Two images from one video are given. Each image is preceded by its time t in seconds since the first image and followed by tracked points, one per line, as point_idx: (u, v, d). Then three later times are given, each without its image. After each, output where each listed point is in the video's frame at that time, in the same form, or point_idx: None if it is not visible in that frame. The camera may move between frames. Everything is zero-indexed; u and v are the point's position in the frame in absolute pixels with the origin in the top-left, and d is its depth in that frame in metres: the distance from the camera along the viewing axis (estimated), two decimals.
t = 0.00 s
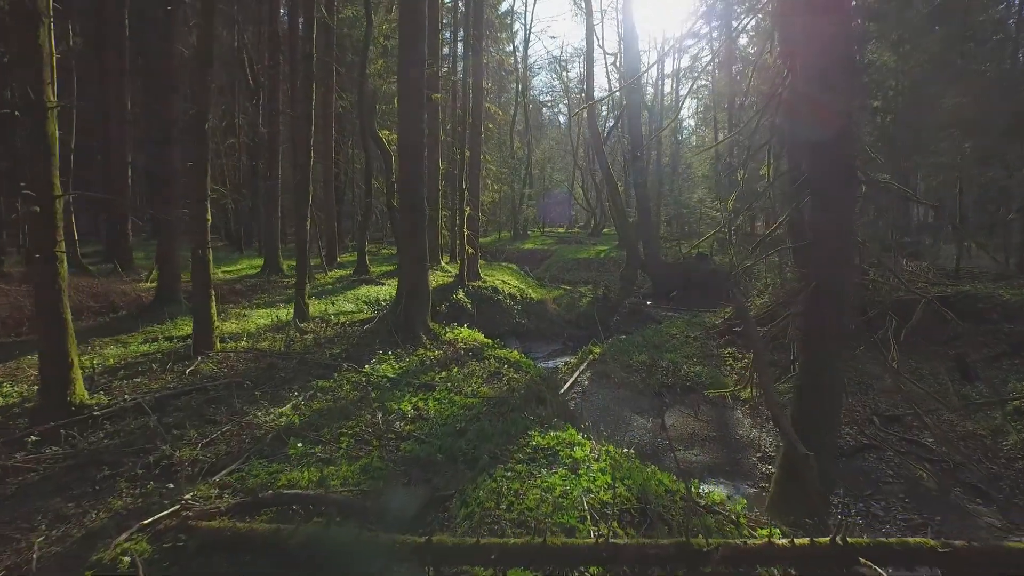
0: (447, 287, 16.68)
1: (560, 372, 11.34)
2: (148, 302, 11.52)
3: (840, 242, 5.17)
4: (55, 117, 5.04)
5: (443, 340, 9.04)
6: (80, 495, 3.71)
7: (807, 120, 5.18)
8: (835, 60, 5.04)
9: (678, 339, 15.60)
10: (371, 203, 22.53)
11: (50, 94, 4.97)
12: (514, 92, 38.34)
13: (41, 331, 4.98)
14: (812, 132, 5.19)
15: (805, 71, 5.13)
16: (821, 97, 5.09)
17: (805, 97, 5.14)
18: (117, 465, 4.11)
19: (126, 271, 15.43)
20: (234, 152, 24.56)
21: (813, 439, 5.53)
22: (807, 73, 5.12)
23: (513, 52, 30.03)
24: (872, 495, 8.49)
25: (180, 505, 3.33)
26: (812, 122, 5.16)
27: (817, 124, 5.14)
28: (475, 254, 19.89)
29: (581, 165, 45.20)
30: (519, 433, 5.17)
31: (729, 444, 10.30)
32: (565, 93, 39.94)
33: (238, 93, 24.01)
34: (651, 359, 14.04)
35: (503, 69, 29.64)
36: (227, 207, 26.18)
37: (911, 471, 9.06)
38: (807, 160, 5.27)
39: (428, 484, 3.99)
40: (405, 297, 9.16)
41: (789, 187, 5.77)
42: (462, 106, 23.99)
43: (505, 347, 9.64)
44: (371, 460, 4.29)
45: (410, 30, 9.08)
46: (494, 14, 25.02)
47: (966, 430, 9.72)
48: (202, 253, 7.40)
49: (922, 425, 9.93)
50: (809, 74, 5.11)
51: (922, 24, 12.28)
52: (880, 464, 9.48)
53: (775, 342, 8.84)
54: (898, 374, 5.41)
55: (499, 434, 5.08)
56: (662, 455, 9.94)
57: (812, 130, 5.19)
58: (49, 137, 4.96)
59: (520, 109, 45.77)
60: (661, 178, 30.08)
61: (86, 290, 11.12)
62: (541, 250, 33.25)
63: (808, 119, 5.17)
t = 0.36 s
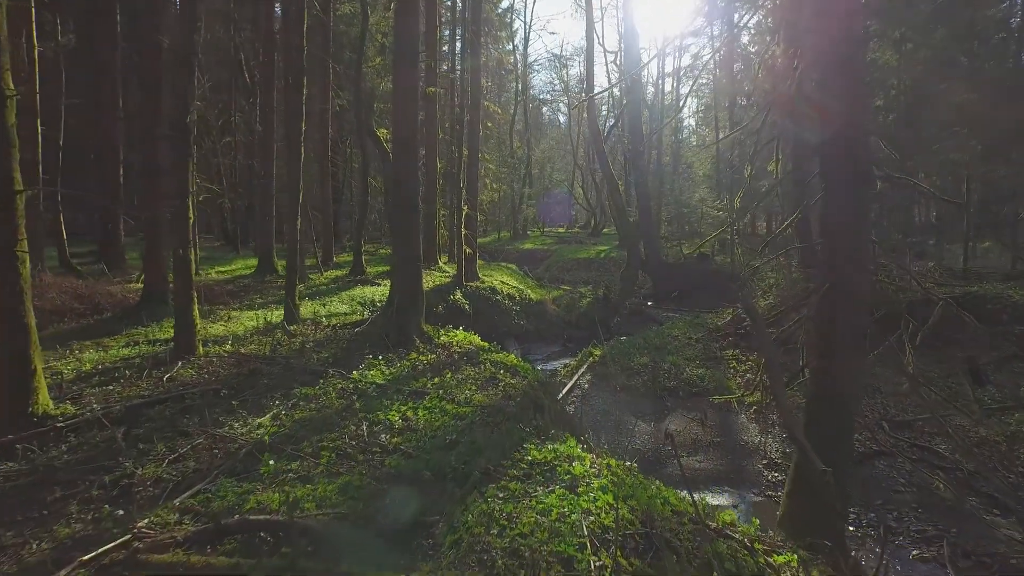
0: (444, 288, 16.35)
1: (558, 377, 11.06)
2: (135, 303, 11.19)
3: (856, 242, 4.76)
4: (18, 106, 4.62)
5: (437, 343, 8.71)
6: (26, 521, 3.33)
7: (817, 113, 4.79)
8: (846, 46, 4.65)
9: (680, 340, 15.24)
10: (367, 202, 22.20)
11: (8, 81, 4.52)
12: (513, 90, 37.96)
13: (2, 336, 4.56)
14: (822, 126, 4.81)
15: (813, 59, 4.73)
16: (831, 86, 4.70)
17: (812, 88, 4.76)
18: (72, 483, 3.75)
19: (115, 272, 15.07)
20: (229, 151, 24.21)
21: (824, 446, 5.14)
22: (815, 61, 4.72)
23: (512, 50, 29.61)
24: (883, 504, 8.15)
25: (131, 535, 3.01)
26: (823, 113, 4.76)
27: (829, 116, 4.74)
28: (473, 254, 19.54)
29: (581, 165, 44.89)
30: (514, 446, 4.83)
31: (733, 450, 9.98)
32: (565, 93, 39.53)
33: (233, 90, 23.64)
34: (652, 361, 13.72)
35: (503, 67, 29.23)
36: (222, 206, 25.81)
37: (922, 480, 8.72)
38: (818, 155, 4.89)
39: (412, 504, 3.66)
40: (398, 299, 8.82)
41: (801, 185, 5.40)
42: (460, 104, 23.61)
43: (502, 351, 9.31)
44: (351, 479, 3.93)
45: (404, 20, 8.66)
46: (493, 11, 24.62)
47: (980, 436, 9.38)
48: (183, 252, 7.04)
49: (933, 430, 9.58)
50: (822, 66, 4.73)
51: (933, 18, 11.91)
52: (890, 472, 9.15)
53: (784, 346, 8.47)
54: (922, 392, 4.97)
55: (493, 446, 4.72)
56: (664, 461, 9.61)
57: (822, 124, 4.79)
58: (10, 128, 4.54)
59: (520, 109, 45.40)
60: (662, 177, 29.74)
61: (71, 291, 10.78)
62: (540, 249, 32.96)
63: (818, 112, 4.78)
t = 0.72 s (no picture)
0: (441, 289, 15.99)
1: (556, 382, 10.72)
2: (119, 305, 10.85)
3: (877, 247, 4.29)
4: None
5: (429, 349, 8.36)
6: None
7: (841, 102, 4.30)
8: (872, 31, 4.17)
9: (681, 343, 14.86)
10: (363, 202, 21.85)
11: None
12: (513, 90, 37.58)
13: None
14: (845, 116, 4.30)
15: (842, 38, 4.19)
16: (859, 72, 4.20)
17: (839, 73, 4.25)
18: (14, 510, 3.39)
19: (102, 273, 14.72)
20: (224, 149, 23.87)
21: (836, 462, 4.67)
22: (844, 42, 4.19)
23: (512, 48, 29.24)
24: (894, 517, 7.79)
25: None
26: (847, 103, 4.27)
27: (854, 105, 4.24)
28: (470, 254, 19.17)
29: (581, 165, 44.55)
30: (505, 465, 4.49)
31: (737, 458, 9.61)
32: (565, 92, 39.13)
33: (227, 89, 23.28)
34: (653, 365, 13.36)
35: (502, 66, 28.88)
36: (217, 206, 25.46)
37: (935, 490, 8.36)
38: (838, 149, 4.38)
39: (390, 536, 3.32)
40: (389, 302, 8.47)
41: (814, 183, 4.96)
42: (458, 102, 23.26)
43: (498, 356, 8.96)
44: (325, 505, 3.57)
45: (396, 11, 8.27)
46: (492, 8, 24.26)
47: (995, 445, 9.00)
48: (160, 254, 6.69)
49: (947, 438, 9.21)
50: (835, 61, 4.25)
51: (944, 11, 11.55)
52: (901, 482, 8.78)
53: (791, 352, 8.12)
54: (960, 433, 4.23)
55: (482, 466, 4.38)
56: (665, 470, 9.26)
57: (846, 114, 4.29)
58: None
59: (520, 108, 45.05)
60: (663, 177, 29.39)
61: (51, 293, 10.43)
62: (539, 250, 32.61)
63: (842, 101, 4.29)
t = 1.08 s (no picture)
0: (436, 290, 15.66)
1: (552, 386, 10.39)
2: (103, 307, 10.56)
3: (889, 253, 3.83)
4: None
5: (420, 353, 8.03)
6: None
7: (845, 99, 3.88)
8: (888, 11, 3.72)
9: (682, 346, 14.54)
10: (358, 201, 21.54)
11: None
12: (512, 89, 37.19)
13: None
14: (850, 114, 3.88)
15: (849, 29, 3.77)
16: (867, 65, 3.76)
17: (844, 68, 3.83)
18: None
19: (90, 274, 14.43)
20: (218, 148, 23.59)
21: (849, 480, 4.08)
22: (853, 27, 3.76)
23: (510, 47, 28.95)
24: (905, 529, 7.43)
25: None
26: (852, 100, 3.84)
27: (860, 104, 3.81)
28: (467, 254, 18.82)
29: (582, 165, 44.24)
30: (493, 485, 4.16)
31: (740, 465, 9.29)
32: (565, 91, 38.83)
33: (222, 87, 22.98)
34: (654, 368, 13.04)
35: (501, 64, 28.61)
36: (212, 206, 25.14)
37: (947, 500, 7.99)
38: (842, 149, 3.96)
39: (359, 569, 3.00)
40: (379, 305, 8.13)
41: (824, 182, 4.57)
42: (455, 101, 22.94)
43: (493, 361, 8.63)
44: (291, 534, 3.24)
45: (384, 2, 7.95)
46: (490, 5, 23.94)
47: (1009, 452, 8.62)
48: (135, 255, 6.35)
49: (957, 445, 8.88)
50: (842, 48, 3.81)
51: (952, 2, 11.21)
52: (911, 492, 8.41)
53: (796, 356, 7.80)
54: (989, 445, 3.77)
55: (467, 487, 4.05)
56: (665, 478, 8.95)
57: (852, 111, 3.86)
58: None
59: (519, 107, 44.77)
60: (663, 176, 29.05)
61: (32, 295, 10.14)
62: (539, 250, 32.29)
63: (847, 98, 3.87)
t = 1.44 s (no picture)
0: (432, 291, 15.33)
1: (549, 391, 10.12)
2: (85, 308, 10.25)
3: (905, 254, 3.51)
4: None
5: (409, 357, 7.74)
6: None
7: (854, 85, 3.54)
8: None
9: (683, 347, 14.22)
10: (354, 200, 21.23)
11: None
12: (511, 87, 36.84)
13: None
14: (858, 102, 3.55)
15: (858, 10, 3.48)
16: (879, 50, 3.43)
17: (851, 52, 3.52)
18: None
19: (78, 274, 14.13)
20: (212, 147, 23.28)
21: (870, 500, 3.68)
22: (866, 5, 3.43)
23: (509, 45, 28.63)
24: (916, 540, 7.06)
25: None
26: (861, 87, 3.51)
27: (870, 90, 3.48)
28: (463, 254, 18.50)
29: (582, 164, 43.90)
30: (478, 506, 3.88)
31: (742, 471, 8.97)
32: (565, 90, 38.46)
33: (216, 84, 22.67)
34: (654, 370, 12.71)
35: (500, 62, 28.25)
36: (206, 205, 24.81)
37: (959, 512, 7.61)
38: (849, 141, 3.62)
39: None
40: (367, 307, 7.82)
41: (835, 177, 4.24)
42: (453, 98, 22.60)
43: (486, 365, 8.34)
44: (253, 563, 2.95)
45: None
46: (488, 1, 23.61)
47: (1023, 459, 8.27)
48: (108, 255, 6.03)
49: (969, 453, 8.55)
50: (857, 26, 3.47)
51: None
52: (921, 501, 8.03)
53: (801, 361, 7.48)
54: (1015, 459, 3.47)
55: (448, 507, 3.77)
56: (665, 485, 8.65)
57: (861, 99, 3.53)
58: None
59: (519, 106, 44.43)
60: (664, 175, 28.74)
61: (10, 296, 9.81)
62: (538, 250, 31.95)
63: (855, 85, 3.55)
